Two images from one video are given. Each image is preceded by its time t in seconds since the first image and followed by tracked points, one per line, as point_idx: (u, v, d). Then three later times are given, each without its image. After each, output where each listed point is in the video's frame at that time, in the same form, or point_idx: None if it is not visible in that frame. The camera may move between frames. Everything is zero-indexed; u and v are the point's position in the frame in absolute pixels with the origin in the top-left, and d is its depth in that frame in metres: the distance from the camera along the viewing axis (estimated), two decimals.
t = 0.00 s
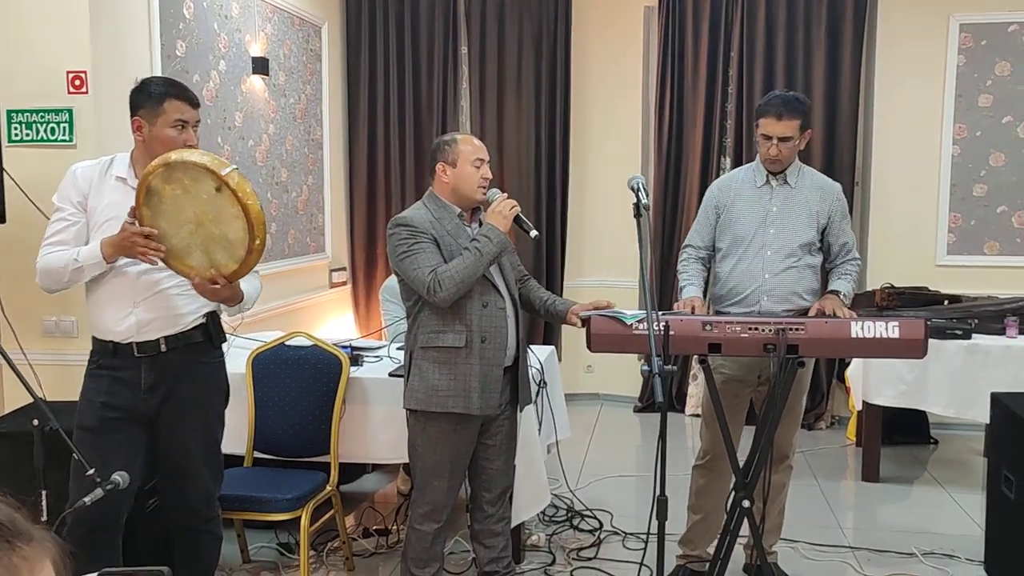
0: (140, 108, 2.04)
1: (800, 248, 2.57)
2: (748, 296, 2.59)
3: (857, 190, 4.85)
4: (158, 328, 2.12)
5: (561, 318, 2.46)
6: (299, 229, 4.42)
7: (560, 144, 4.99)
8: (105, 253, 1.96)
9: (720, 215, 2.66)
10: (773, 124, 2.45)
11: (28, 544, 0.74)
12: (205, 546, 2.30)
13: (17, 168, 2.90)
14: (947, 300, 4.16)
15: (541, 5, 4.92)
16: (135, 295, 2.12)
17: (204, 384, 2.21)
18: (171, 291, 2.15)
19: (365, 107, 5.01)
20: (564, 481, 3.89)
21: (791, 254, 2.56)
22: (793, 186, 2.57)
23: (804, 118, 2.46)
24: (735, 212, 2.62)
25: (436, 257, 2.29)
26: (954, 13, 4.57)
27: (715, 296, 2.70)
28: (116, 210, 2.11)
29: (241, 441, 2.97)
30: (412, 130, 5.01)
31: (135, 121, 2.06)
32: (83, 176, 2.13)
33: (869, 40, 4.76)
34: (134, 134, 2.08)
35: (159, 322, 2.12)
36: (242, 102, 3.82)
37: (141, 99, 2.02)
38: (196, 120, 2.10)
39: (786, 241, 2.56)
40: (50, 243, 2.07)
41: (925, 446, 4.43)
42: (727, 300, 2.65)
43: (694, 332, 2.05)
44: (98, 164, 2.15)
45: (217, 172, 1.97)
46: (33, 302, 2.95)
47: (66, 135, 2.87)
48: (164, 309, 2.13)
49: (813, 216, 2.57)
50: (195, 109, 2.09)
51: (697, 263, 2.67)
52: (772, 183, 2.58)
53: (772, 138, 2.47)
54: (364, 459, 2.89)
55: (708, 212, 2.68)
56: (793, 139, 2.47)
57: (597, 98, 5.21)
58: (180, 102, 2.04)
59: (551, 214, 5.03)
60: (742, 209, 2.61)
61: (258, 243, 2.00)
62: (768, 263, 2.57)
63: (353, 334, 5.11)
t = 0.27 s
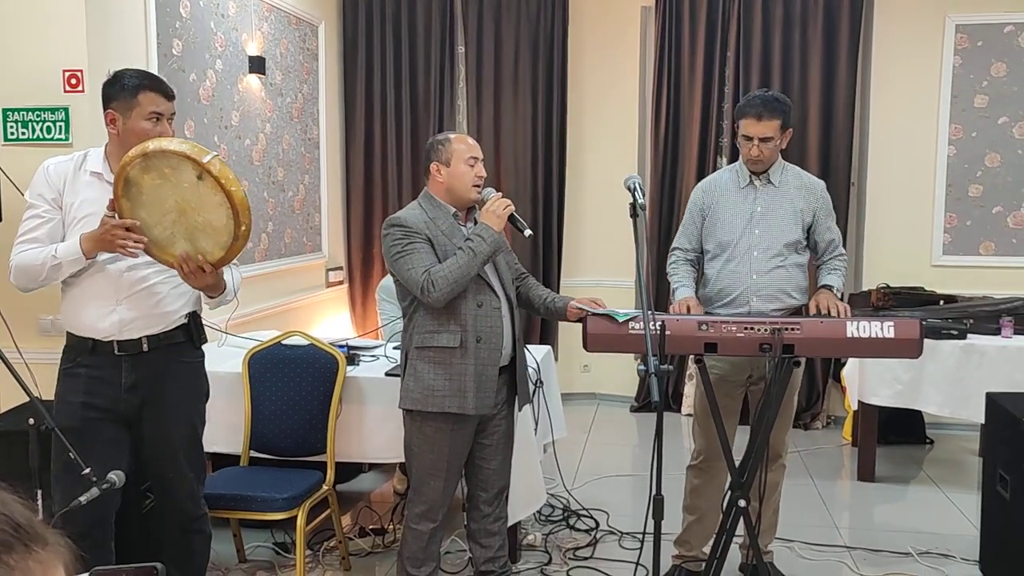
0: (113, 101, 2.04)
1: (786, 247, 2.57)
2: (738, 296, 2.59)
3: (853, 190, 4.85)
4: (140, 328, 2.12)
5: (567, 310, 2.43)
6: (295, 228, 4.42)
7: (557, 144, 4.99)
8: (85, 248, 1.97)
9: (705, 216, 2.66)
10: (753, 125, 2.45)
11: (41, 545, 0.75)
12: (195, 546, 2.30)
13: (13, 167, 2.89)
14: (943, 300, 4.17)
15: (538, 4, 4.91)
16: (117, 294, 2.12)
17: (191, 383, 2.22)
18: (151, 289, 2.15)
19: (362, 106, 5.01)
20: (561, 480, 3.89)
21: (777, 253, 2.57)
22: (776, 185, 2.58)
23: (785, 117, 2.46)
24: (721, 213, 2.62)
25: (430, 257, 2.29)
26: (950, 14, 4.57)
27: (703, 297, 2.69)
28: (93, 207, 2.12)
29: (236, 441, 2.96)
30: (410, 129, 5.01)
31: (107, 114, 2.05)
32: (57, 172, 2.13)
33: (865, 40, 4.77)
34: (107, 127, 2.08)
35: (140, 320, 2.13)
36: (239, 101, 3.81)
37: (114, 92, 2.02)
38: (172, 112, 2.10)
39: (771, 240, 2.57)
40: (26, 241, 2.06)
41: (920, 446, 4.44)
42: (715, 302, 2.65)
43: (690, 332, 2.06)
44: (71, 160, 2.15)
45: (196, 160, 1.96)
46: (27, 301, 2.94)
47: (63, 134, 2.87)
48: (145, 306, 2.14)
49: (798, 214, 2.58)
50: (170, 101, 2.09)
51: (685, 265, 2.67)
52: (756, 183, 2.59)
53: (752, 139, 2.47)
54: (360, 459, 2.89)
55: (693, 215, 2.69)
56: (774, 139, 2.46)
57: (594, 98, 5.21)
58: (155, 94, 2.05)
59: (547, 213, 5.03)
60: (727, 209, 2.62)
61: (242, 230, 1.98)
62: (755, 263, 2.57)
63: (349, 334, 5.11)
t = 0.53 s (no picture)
0: (89, 97, 2.04)
1: (771, 247, 2.57)
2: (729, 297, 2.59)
3: (852, 191, 4.86)
4: (131, 327, 2.13)
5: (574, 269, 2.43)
6: (294, 228, 4.42)
7: (557, 144, 5.00)
8: (70, 244, 1.96)
9: (692, 219, 2.69)
10: (733, 128, 2.46)
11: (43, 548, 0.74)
12: (192, 544, 2.31)
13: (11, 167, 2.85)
14: (942, 300, 4.18)
15: (538, 4, 4.92)
16: (106, 293, 2.12)
17: (178, 385, 2.23)
18: (140, 288, 2.16)
19: (361, 106, 5.01)
20: (560, 480, 3.89)
21: (763, 253, 2.57)
22: (760, 184, 2.59)
23: (764, 118, 2.46)
24: (706, 215, 2.64)
25: (428, 257, 2.29)
26: (949, 14, 4.58)
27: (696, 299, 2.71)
28: (75, 207, 2.13)
29: (235, 440, 2.96)
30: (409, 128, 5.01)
31: (84, 111, 2.06)
32: (36, 173, 2.13)
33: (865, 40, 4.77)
34: (85, 124, 2.08)
35: (131, 319, 2.13)
36: (238, 101, 3.81)
37: (90, 88, 2.03)
38: (150, 108, 2.11)
39: (757, 240, 2.58)
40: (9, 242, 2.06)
41: (919, 446, 4.45)
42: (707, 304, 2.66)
43: (690, 331, 2.07)
44: (49, 160, 2.16)
45: (187, 154, 1.97)
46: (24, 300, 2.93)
47: (63, 133, 2.82)
48: (135, 305, 2.14)
49: (781, 213, 2.58)
50: (147, 96, 2.09)
51: (675, 269, 2.70)
52: (739, 184, 2.60)
53: (733, 142, 2.47)
54: (359, 458, 2.89)
55: (680, 219, 2.71)
56: (755, 141, 2.47)
57: (594, 98, 5.21)
58: (132, 89, 2.05)
59: (547, 213, 5.03)
60: (712, 212, 2.63)
61: (233, 223, 2.01)
62: (741, 264, 2.58)
63: (348, 333, 5.10)
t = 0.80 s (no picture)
0: (72, 95, 2.04)
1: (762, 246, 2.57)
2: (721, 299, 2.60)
3: (852, 191, 4.85)
4: (127, 327, 2.13)
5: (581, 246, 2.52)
6: (294, 227, 4.41)
7: (557, 143, 5.00)
8: (60, 244, 1.95)
9: (681, 222, 2.69)
10: (716, 131, 2.45)
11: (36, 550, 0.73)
12: (189, 543, 2.31)
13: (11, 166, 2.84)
14: (942, 300, 4.17)
15: (538, 3, 4.91)
16: (100, 293, 2.12)
17: (174, 384, 2.22)
18: (135, 286, 2.16)
19: (361, 105, 5.01)
20: (560, 479, 3.89)
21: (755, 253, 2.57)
22: (746, 184, 2.59)
23: (747, 119, 2.45)
24: (695, 218, 2.65)
25: (426, 257, 2.29)
26: (950, 14, 4.58)
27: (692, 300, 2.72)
28: (63, 206, 2.13)
29: (234, 439, 2.97)
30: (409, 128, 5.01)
31: (67, 109, 2.05)
32: (22, 173, 2.13)
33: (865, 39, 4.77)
34: (69, 123, 2.08)
35: (127, 319, 2.13)
36: (238, 100, 3.81)
37: (74, 86, 2.02)
38: (133, 105, 2.11)
39: (747, 240, 2.57)
40: None
41: (919, 446, 4.45)
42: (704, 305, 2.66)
43: (690, 331, 2.07)
44: (35, 161, 2.16)
45: (183, 143, 2.01)
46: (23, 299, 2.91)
47: (63, 132, 2.80)
48: (130, 304, 2.15)
49: (769, 212, 2.57)
50: (130, 93, 2.09)
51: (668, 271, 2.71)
52: (726, 185, 2.60)
53: (717, 145, 2.47)
54: (358, 457, 2.89)
55: (670, 222, 2.72)
56: (738, 143, 2.47)
57: (593, 97, 5.21)
58: (115, 85, 2.05)
59: (547, 212, 5.02)
60: (700, 214, 2.64)
61: (228, 211, 2.06)
62: (733, 265, 2.57)
63: (348, 332, 5.10)
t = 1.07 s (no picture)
0: (66, 93, 2.04)
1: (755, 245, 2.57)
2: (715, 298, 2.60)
3: (853, 190, 4.85)
4: (127, 324, 2.13)
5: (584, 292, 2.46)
6: (294, 225, 4.41)
7: (557, 142, 5.00)
8: (59, 240, 1.96)
9: (674, 222, 2.69)
10: (706, 131, 2.45)
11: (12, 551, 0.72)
12: (189, 541, 2.31)
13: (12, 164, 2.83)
14: (942, 299, 4.17)
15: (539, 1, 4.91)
16: (99, 291, 2.12)
17: (174, 381, 2.23)
18: (135, 284, 2.16)
19: (362, 103, 5.01)
20: (559, 478, 3.89)
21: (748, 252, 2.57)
22: (737, 184, 2.59)
23: (736, 119, 2.45)
24: (687, 217, 2.65)
25: (427, 254, 2.29)
26: (950, 13, 4.58)
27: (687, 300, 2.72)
28: (60, 204, 2.12)
29: (234, 437, 2.97)
30: (409, 126, 5.00)
31: (62, 106, 2.06)
32: (18, 171, 2.13)
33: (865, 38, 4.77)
34: (63, 120, 2.08)
35: (128, 316, 2.14)
36: (239, 98, 3.81)
37: (68, 83, 2.03)
38: (128, 102, 2.11)
39: (739, 240, 2.57)
40: None
41: (919, 445, 4.45)
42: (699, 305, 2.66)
43: (690, 330, 2.07)
44: (31, 159, 2.15)
45: (182, 135, 2.01)
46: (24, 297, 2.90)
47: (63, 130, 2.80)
48: (131, 302, 2.15)
49: (761, 211, 2.57)
50: (124, 89, 2.09)
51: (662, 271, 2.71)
52: (718, 184, 2.60)
53: (707, 145, 2.46)
54: (358, 456, 2.89)
55: (662, 222, 2.72)
56: (728, 143, 2.46)
57: (593, 96, 5.21)
58: (109, 82, 2.05)
59: (547, 211, 5.02)
60: (692, 214, 2.64)
61: (229, 203, 2.06)
62: (726, 265, 2.57)
63: (348, 331, 5.10)
